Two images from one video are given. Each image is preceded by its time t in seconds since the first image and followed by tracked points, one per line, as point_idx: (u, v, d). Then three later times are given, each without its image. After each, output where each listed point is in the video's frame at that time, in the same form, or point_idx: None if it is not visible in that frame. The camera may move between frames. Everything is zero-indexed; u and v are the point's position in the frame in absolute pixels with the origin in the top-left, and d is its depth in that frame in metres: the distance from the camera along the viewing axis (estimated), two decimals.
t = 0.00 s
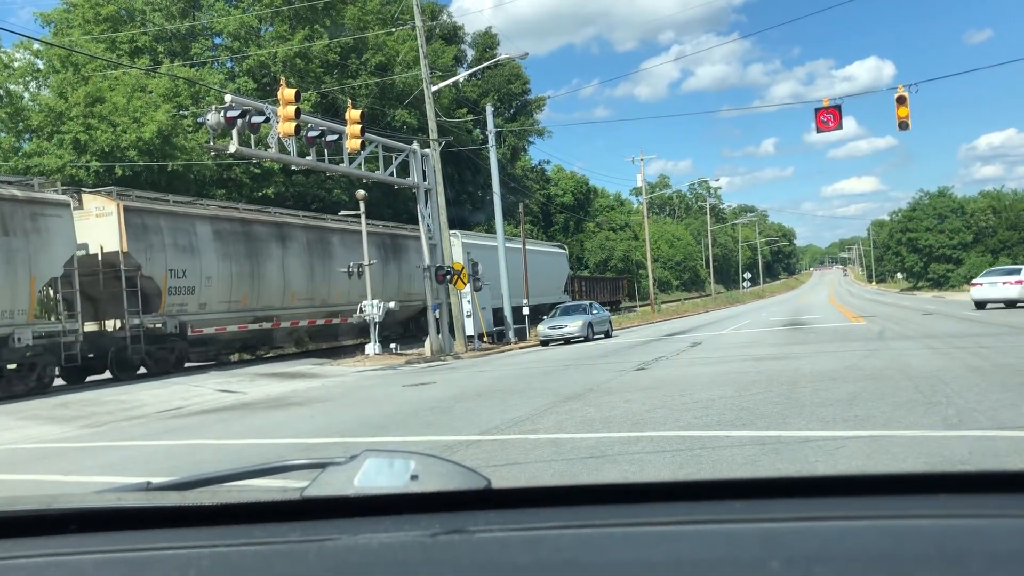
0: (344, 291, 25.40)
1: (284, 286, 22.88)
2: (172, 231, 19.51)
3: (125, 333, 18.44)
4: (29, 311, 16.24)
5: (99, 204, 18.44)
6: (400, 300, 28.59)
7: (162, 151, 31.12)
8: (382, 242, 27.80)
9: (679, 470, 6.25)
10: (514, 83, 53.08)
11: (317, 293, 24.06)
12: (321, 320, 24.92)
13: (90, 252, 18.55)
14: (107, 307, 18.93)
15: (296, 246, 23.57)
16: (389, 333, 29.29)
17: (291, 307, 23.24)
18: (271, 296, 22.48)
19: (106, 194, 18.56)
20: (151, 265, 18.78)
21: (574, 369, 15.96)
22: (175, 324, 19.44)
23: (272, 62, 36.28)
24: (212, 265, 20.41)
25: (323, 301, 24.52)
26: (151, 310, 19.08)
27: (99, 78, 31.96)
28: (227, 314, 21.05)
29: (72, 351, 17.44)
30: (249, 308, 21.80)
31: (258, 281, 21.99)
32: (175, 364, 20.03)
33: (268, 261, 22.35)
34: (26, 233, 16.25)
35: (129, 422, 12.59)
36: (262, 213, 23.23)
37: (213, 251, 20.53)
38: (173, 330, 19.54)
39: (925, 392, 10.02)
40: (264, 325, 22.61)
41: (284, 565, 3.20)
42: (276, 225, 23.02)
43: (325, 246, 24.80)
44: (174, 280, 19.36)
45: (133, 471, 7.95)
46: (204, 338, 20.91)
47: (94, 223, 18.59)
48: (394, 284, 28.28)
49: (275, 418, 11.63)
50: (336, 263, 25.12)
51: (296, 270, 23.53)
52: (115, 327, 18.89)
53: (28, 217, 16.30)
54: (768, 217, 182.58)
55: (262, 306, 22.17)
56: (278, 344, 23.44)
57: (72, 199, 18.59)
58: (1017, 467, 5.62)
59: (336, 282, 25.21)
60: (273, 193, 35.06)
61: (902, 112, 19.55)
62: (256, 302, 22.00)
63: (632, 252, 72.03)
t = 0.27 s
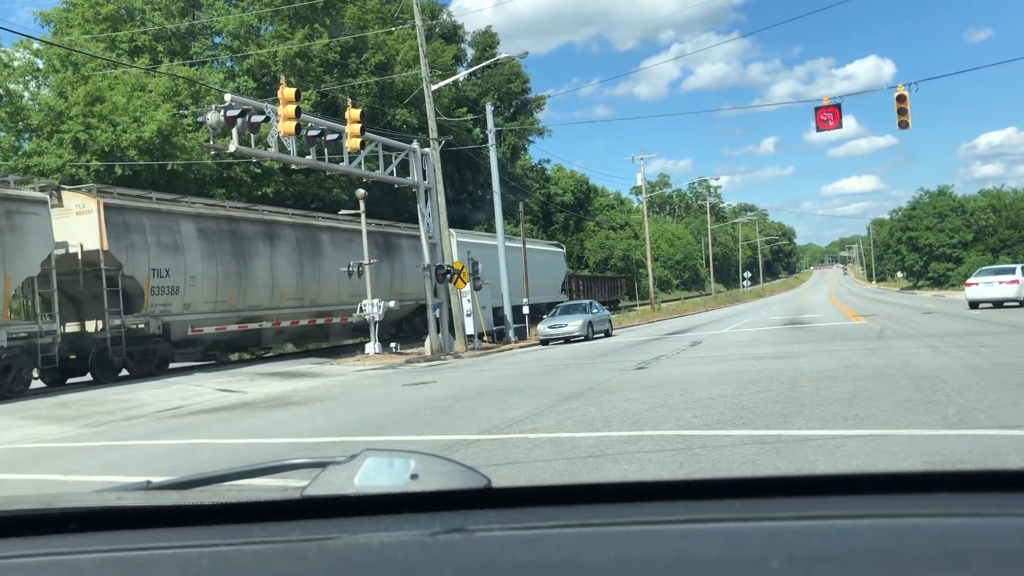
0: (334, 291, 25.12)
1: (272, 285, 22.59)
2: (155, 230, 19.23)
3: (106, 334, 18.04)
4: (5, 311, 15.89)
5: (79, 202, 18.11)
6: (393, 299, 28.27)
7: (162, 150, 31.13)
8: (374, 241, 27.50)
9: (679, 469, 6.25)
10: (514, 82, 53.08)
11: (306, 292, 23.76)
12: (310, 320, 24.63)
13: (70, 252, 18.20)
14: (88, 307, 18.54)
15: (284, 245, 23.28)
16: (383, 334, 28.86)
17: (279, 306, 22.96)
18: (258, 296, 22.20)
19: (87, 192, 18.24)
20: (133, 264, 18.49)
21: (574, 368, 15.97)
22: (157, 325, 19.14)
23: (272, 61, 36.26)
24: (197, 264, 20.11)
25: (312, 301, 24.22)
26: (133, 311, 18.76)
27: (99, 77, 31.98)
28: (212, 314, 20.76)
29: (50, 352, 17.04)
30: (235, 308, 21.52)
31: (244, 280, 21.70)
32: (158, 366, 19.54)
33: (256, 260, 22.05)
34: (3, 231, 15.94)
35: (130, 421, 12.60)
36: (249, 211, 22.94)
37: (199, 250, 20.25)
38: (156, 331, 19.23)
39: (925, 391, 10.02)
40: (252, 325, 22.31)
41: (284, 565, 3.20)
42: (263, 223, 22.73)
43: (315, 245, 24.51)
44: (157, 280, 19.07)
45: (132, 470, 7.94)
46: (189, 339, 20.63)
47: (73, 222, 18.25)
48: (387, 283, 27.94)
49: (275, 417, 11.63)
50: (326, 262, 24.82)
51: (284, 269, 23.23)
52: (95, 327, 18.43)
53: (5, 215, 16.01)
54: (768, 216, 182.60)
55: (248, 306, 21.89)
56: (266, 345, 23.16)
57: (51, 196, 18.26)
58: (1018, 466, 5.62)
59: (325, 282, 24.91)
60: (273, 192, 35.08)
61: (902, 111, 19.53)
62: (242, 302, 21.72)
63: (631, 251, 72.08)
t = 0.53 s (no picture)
0: (325, 292, 24.50)
1: (260, 286, 21.98)
2: (137, 229, 18.62)
3: (86, 336, 17.32)
4: None
5: (57, 200, 17.48)
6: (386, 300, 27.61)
7: (162, 150, 31.14)
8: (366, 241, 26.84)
9: (679, 468, 6.25)
10: (513, 82, 53.09)
11: (295, 293, 23.13)
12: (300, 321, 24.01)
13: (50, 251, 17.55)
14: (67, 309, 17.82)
15: (273, 244, 22.65)
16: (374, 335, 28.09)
17: (268, 308, 22.34)
18: (246, 297, 21.60)
19: (65, 190, 17.62)
20: (113, 264, 17.91)
21: (574, 368, 15.98)
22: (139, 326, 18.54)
23: (272, 61, 36.22)
24: (181, 264, 19.53)
25: (302, 302, 23.60)
26: (115, 312, 18.17)
27: (98, 77, 31.99)
28: (197, 315, 20.17)
29: (26, 355, 16.18)
30: (221, 309, 20.92)
31: (231, 280, 21.11)
32: (139, 369, 18.92)
33: (243, 260, 21.45)
34: None
35: (129, 421, 12.60)
36: (237, 209, 22.33)
37: (183, 249, 19.66)
38: (138, 333, 18.62)
39: (924, 390, 10.03)
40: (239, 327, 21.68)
41: (284, 565, 3.20)
42: (251, 222, 22.11)
43: (305, 244, 23.87)
44: (138, 280, 18.48)
45: (131, 470, 7.93)
46: (173, 341, 20.07)
47: (51, 221, 17.60)
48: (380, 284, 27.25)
49: (274, 417, 11.63)
50: (316, 262, 24.18)
51: (272, 269, 22.61)
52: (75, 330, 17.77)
53: None
54: (768, 215, 182.84)
55: (235, 306, 21.29)
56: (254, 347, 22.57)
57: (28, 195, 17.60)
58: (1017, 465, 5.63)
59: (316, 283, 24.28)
60: (273, 192, 35.11)
61: (901, 110, 19.54)
62: (229, 303, 21.12)
63: (631, 249, 71.99)
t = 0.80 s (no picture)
0: (314, 293, 24.00)
1: (246, 287, 21.49)
2: (117, 229, 18.13)
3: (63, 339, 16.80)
4: None
5: (34, 199, 16.95)
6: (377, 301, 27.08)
7: (161, 151, 31.13)
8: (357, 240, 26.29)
9: (679, 468, 6.24)
10: (512, 82, 53.13)
11: (282, 294, 22.63)
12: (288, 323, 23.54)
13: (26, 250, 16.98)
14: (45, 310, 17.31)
15: (260, 244, 22.14)
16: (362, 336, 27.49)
17: (254, 309, 21.87)
18: (231, 298, 21.12)
19: (42, 188, 17.09)
20: (92, 265, 17.43)
21: (573, 368, 15.99)
22: (119, 329, 18.11)
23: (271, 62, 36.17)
24: (162, 265, 19.06)
25: (289, 303, 23.11)
26: (94, 314, 17.69)
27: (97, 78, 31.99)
28: (180, 317, 19.72)
29: None
30: (205, 311, 20.46)
31: (216, 281, 20.65)
32: (119, 373, 18.41)
33: (228, 261, 20.98)
34: None
35: (128, 422, 12.59)
36: (223, 208, 21.82)
37: (165, 250, 19.20)
38: (118, 335, 18.15)
39: (923, 389, 10.03)
40: (223, 329, 21.21)
41: (282, 566, 3.19)
42: (237, 222, 21.62)
43: (293, 244, 23.36)
44: (118, 281, 18.00)
45: (128, 472, 7.91)
46: (155, 343, 19.63)
47: (28, 220, 17.10)
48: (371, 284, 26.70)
49: (274, 418, 11.63)
50: (305, 262, 23.68)
51: (259, 270, 22.11)
52: (52, 332, 17.25)
53: None
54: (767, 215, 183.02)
55: (220, 308, 20.82)
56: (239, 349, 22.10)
57: (4, 193, 17.07)
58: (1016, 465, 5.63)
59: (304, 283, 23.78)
60: (272, 193, 35.16)
61: (899, 109, 19.55)
62: (213, 304, 20.65)
63: (631, 249, 72.00)
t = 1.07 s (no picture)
0: (303, 294, 23.51)
1: (232, 288, 21.01)
2: (98, 229, 17.63)
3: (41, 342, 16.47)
4: None
5: (10, 198, 16.43)
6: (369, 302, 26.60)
7: (159, 152, 31.05)
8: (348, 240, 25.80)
9: (678, 468, 6.25)
10: (510, 82, 53.17)
11: (270, 296, 22.14)
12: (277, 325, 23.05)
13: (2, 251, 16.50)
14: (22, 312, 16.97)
15: (247, 244, 21.65)
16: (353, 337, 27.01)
17: (241, 310, 21.39)
18: (217, 299, 20.64)
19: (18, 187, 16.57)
20: (72, 266, 16.94)
21: (572, 368, 15.99)
22: (100, 331, 17.68)
23: (269, 62, 36.04)
24: (144, 266, 18.57)
25: (277, 305, 22.62)
26: (74, 316, 17.30)
27: (95, 79, 32.00)
28: (163, 319, 19.24)
29: None
30: (190, 313, 19.98)
31: (201, 282, 20.17)
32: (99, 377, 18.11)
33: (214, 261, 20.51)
34: None
35: (127, 423, 12.59)
36: (208, 207, 21.32)
37: (147, 250, 18.71)
38: (99, 338, 17.78)
39: (921, 389, 10.04)
40: (214, 330, 20.96)
41: (281, 568, 3.19)
42: (223, 221, 21.12)
43: (282, 244, 22.85)
44: (98, 283, 17.52)
45: (127, 473, 7.90)
46: (138, 346, 19.18)
47: (4, 219, 16.58)
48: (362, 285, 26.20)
49: (272, 418, 11.62)
50: (294, 263, 23.19)
51: (246, 270, 21.63)
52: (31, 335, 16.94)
53: None
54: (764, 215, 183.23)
55: (206, 309, 20.34)
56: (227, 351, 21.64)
57: None
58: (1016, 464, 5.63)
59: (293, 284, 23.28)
60: (271, 193, 35.22)
61: (897, 109, 19.57)
62: (198, 306, 20.18)
63: (630, 249, 72.02)
